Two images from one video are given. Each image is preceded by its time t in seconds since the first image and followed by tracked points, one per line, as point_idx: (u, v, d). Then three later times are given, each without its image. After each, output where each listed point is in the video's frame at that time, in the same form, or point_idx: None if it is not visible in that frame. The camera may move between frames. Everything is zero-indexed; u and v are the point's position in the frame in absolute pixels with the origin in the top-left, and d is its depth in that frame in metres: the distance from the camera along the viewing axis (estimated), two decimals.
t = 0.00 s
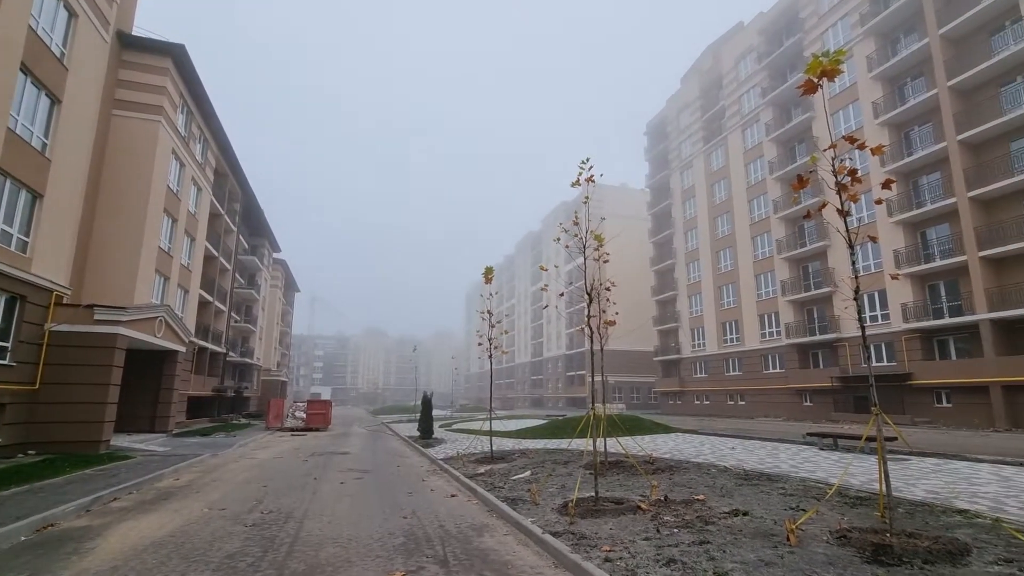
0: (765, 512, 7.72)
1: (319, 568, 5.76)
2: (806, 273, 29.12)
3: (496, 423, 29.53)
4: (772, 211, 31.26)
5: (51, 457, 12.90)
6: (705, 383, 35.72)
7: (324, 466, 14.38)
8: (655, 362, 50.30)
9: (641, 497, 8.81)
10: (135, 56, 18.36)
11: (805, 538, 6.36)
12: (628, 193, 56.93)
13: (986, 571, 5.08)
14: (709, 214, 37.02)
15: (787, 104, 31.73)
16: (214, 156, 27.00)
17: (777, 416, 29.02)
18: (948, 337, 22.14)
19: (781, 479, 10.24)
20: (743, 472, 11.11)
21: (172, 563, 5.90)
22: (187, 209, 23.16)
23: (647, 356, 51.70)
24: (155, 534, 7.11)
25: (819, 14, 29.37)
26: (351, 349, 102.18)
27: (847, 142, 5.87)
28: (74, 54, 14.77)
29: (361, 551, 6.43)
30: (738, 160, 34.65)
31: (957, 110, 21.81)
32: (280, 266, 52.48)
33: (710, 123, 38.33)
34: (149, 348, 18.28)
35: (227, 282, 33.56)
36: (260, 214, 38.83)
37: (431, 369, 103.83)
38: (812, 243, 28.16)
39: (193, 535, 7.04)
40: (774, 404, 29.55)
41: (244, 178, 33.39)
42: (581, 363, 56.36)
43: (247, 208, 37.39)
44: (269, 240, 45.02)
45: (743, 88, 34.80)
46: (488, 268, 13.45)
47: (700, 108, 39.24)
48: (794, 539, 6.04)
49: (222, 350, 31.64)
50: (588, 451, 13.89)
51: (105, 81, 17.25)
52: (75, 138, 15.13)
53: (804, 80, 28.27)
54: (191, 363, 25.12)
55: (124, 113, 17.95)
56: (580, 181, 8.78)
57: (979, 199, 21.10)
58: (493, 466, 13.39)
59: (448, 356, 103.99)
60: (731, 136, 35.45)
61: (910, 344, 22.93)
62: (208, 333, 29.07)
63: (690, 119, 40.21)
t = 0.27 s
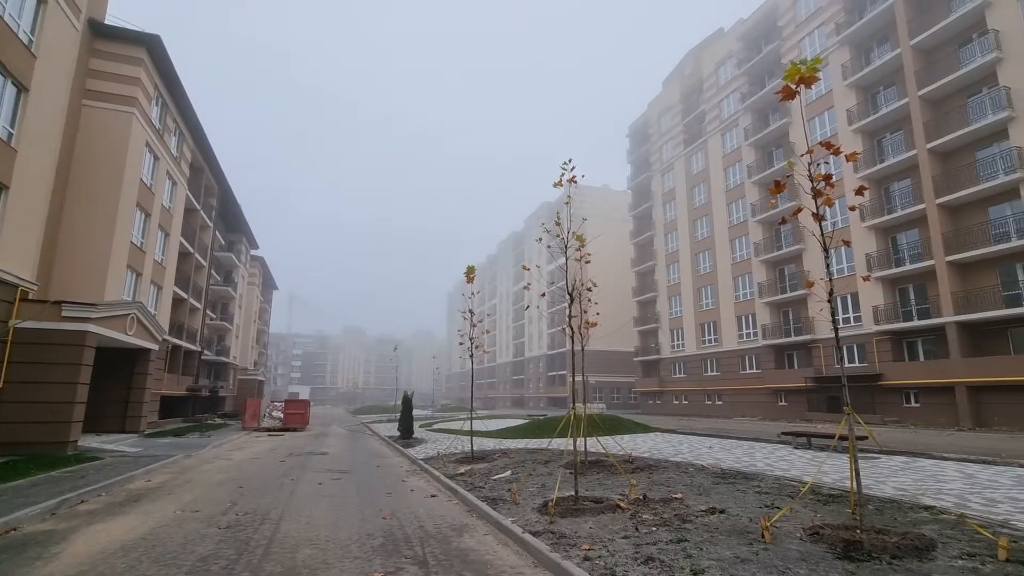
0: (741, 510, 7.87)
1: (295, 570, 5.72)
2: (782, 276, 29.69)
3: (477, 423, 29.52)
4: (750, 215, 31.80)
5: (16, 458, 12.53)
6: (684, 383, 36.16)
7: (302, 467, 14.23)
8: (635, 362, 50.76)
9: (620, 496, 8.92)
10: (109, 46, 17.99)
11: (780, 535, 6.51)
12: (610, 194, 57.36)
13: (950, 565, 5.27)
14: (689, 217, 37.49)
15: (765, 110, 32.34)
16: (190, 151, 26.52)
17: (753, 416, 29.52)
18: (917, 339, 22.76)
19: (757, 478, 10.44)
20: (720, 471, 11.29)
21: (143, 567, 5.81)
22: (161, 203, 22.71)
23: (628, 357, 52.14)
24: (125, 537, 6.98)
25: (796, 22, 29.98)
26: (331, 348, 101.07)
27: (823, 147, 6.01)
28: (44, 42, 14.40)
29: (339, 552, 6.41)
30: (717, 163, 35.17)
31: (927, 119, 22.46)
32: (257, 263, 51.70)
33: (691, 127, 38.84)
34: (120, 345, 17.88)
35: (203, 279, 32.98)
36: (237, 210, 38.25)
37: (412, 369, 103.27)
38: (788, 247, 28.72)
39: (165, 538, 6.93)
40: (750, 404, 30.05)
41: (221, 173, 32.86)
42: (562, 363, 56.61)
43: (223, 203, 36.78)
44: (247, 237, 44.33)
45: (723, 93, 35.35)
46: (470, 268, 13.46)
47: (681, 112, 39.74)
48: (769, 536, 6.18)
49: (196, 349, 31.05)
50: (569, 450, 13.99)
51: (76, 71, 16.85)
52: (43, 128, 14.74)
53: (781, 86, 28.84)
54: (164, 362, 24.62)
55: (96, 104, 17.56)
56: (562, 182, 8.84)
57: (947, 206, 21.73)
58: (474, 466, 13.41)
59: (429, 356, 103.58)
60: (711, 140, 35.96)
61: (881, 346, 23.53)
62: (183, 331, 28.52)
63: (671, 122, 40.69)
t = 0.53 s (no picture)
0: (717, 508, 8.02)
1: (270, 573, 5.67)
2: (759, 278, 30.22)
3: (457, 422, 29.47)
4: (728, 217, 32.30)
5: None
6: (663, 383, 36.57)
7: (279, 468, 14.06)
8: (615, 362, 51.15)
9: (600, 495, 9.02)
10: (79, 34, 17.58)
11: (754, 532, 6.66)
12: (592, 195, 57.72)
13: (916, 559, 5.46)
14: (669, 219, 37.92)
15: (744, 114, 32.89)
16: (163, 143, 25.98)
17: (730, 415, 29.99)
18: (887, 341, 23.36)
19: (733, 476, 10.63)
20: (698, 469, 11.46)
21: (110, 571, 5.70)
22: (133, 197, 22.20)
23: (608, 357, 52.52)
24: (92, 541, 6.85)
25: (774, 29, 30.56)
26: (309, 346, 99.87)
27: (799, 152, 6.14)
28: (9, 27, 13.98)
29: (316, 554, 6.37)
30: (697, 167, 35.64)
31: (898, 127, 23.08)
32: (234, 260, 50.87)
33: (671, 130, 39.29)
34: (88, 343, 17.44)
35: (177, 275, 32.34)
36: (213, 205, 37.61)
37: (392, 368, 102.58)
38: (765, 249, 29.25)
39: (134, 541, 6.81)
40: (727, 403, 30.52)
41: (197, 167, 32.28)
42: (544, 362, 56.79)
43: (199, 198, 36.14)
44: (223, 233, 43.57)
45: (703, 97, 35.82)
46: (452, 267, 13.46)
47: (662, 115, 40.17)
48: (744, 533, 6.31)
49: (170, 346, 30.45)
50: (549, 450, 14.06)
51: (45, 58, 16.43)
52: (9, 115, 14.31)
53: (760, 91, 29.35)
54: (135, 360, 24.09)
55: (65, 93, 17.11)
56: (544, 181, 8.91)
57: (916, 212, 22.35)
58: (454, 465, 13.40)
59: (410, 355, 103.01)
60: (691, 143, 36.42)
61: (853, 347, 24.10)
62: (155, 328, 27.93)
63: (652, 125, 41.11)
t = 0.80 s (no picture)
0: (692, 505, 8.18)
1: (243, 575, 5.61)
2: (734, 279, 30.75)
3: (436, 422, 29.40)
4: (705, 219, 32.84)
5: None
6: (640, 382, 36.98)
7: (252, 468, 13.88)
8: (594, 362, 51.52)
9: (577, 493, 9.12)
10: (46, 22, 17.24)
11: (728, 528, 6.80)
12: (572, 195, 58.01)
13: (882, 553, 5.64)
14: (648, 220, 38.33)
15: (721, 118, 33.45)
16: (133, 135, 25.34)
17: (705, 414, 30.47)
18: (856, 342, 23.99)
19: (708, 473, 10.83)
20: (674, 467, 11.65)
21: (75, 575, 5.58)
22: (102, 190, 21.68)
23: (586, 356, 52.86)
24: (55, 546, 6.69)
25: (751, 35, 31.12)
26: (285, 345, 98.41)
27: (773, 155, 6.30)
28: None
29: (291, 556, 6.32)
30: (675, 169, 36.11)
31: (869, 134, 23.71)
32: (207, 256, 49.88)
33: (651, 132, 39.73)
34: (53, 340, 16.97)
35: (147, 272, 31.62)
36: (186, 199, 36.87)
37: (370, 367, 101.69)
38: (741, 251, 29.79)
39: (101, 546, 6.67)
40: (703, 402, 31.00)
41: (168, 161, 31.63)
42: (523, 362, 56.95)
43: (171, 191, 35.36)
44: (196, 228, 42.65)
45: (682, 100, 36.32)
46: (432, 265, 13.43)
47: (641, 118, 40.59)
48: (719, 530, 6.45)
49: (139, 345, 29.76)
50: (528, 449, 14.12)
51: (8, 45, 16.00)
52: None
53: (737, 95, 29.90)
54: (102, 359, 23.49)
55: (30, 81, 16.67)
56: (526, 181, 8.98)
57: (885, 216, 23.00)
58: (432, 465, 13.39)
59: (388, 355, 102.24)
60: (670, 145, 36.88)
61: (824, 347, 24.71)
62: (124, 326, 27.26)
63: (632, 127, 41.49)
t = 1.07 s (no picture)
0: (671, 503, 8.31)
1: None
2: (714, 280, 31.18)
3: (418, 422, 29.32)
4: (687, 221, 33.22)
5: None
6: (622, 382, 37.28)
7: (229, 469, 13.71)
8: (577, 361, 51.78)
9: (559, 492, 9.19)
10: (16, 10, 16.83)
11: (707, 525, 6.92)
12: (556, 195, 58.19)
13: (854, 548, 5.80)
14: (631, 221, 38.63)
15: (703, 122, 33.89)
16: (107, 127, 24.79)
17: (686, 413, 30.84)
18: (832, 343, 24.50)
19: (688, 471, 11.00)
20: (654, 466, 11.80)
21: None
22: (74, 182, 21.20)
23: (569, 356, 53.10)
24: (24, 549, 6.55)
25: (733, 40, 31.55)
26: (265, 344, 97.09)
27: (753, 159, 6.44)
28: None
29: (269, 557, 6.28)
30: (658, 171, 36.45)
31: (845, 139, 24.21)
32: (184, 252, 49.02)
33: (634, 134, 40.06)
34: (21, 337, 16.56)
35: (121, 268, 30.99)
36: (162, 194, 36.20)
37: (352, 366, 100.87)
38: (721, 253, 30.21)
39: (72, 548, 6.55)
40: (684, 402, 31.37)
41: (144, 154, 31.03)
42: (506, 361, 57.01)
43: (146, 186, 34.69)
44: (173, 224, 41.84)
45: (665, 103, 36.69)
46: (415, 264, 13.39)
47: (625, 119, 40.90)
48: (697, 527, 6.57)
49: (112, 343, 29.16)
50: (510, 448, 14.17)
51: None
52: None
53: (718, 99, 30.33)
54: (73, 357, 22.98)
55: None
56: (509, 180, 9.01)
57: (860, 220, 23.52)
58: (414, 464, 13.37)
59: (370, 354, 101.50)
60: (653, 147, 37.23)
61: (801, 348, 25.19)
62: (96, 323, 26.69)
63: (616, 128, 41.76)
